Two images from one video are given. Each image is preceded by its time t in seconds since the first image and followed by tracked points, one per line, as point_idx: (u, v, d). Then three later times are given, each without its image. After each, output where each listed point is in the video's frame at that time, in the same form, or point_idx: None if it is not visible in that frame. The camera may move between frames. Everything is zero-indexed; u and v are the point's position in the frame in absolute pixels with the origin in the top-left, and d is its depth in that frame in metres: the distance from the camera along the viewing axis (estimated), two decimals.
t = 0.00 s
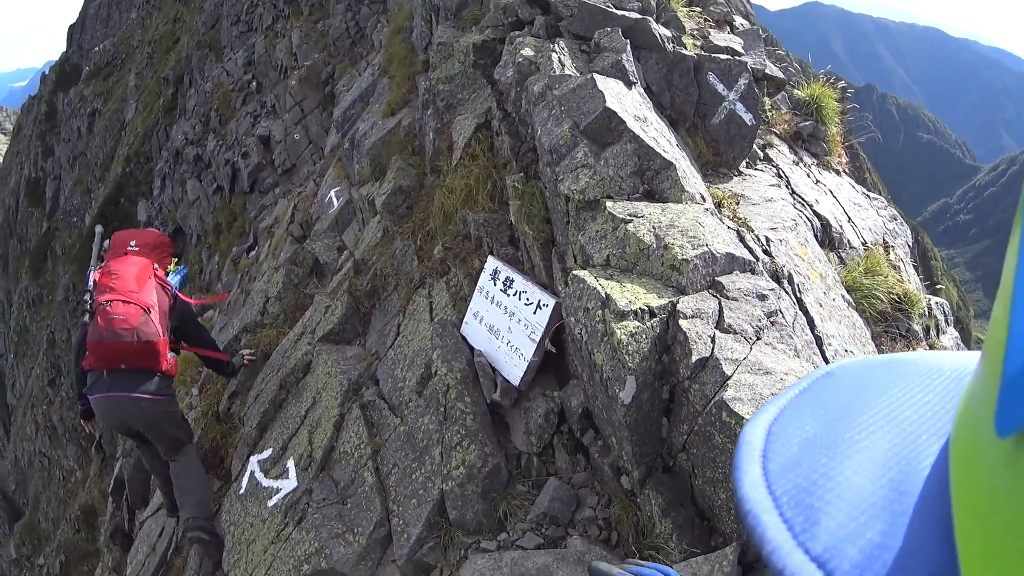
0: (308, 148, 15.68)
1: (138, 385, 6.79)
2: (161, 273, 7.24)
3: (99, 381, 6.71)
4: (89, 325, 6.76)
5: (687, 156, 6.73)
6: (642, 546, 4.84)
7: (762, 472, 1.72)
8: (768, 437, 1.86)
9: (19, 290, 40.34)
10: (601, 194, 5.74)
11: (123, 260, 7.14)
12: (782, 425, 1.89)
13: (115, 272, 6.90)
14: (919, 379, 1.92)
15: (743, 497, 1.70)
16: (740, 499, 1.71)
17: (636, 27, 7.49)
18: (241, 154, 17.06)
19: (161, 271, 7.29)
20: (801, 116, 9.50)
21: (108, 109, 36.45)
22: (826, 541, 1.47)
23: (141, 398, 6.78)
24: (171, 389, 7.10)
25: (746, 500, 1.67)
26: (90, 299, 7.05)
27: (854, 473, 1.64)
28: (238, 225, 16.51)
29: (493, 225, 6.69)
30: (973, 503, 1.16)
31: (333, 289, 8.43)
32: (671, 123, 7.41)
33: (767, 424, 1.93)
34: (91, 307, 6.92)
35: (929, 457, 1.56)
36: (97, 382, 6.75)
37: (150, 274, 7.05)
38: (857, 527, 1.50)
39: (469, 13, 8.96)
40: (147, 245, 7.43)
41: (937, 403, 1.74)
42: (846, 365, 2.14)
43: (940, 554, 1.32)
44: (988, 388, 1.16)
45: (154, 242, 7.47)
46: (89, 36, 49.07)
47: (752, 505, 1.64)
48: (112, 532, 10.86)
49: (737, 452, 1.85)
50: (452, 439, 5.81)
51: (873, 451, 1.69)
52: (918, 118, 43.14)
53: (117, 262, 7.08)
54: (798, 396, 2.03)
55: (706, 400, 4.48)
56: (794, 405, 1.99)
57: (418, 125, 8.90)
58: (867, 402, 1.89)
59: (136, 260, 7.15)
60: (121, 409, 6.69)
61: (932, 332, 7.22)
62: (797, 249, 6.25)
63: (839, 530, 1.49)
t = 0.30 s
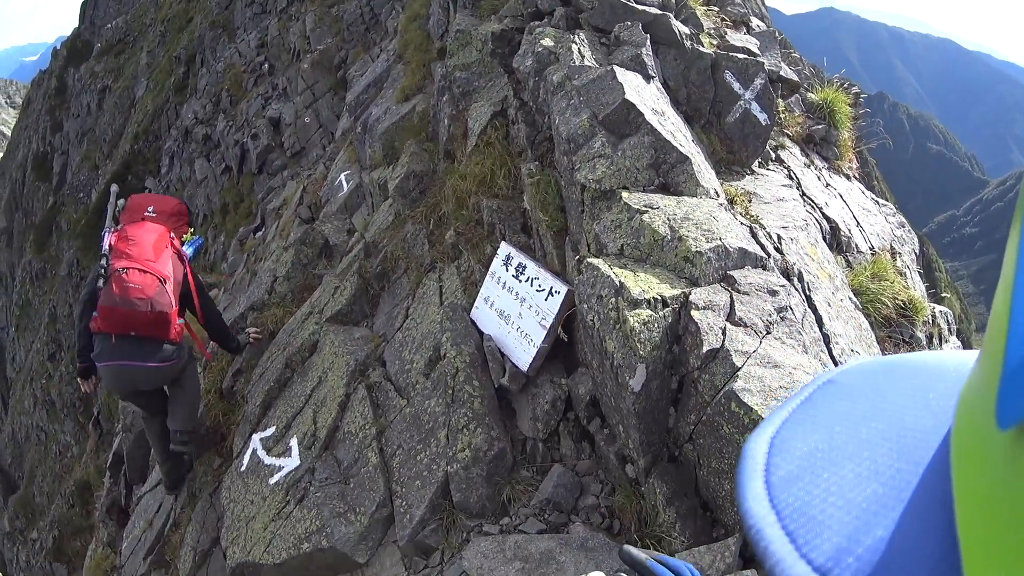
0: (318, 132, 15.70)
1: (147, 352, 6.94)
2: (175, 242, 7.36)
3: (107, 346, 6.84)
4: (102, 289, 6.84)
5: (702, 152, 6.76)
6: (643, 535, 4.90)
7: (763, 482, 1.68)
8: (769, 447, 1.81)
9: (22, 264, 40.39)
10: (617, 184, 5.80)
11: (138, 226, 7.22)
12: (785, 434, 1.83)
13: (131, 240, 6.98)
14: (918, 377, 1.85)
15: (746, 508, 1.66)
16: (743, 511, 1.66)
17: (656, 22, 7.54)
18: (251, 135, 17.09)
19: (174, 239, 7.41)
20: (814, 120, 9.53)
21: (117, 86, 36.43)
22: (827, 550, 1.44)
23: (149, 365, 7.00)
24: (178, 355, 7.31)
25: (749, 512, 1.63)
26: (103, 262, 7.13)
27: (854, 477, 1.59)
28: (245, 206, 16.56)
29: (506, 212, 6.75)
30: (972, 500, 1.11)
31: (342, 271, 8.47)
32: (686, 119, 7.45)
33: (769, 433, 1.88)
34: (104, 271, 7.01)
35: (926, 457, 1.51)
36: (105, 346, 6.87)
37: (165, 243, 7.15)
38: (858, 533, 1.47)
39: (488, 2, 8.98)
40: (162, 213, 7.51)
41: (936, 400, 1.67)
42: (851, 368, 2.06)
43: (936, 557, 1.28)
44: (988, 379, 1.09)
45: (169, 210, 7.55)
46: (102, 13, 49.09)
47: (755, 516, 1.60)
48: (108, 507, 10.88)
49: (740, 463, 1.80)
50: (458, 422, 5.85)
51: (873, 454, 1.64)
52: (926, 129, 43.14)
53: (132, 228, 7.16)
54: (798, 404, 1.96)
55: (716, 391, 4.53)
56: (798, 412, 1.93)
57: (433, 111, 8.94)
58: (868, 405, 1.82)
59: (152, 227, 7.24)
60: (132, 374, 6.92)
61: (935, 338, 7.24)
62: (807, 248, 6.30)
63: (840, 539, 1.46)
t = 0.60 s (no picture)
0: (325, 120, 15.71)
1: (149, 335, 7.11)
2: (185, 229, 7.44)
3: (112, 326, 6.98)
4: (109, 269, 6.90)
5: (705, 148, 6.74)
6: (636, 527, 4.91)
7: (767, 469, 1.66)
8: (773, 434, 1.79)
9: (26, 245, 40.53)
10: (619, 176, 5.78)
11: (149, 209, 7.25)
12: (788, 422, 1.81)
13: (142, 225, 7.01)
14: (924, 369, 1.82)
15: (748, 496, 1.64)
16: (745, 499, 1.64)
17: (665, 18, 7.53)
18: (259, 122, 17.14)
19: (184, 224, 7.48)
20: (821, 120, 9.49)
21: (126, 70, 36.44)
22: (829, 540, 1.41)
23: (151, 347, 7.19)
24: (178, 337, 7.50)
25: (751, 499, 1.61)
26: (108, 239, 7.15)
27: (857, 468, 1.57)
28: (250, 193, 16.58)
29: (509, 203, 6.78)
30: (972, 498, 1.08)
31: (344, 258, 8.50)
32: (691, 115, 7.45)
33: (772, 421, 1.86)
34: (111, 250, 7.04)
35: (932, 448, 1.48)
36: (109, 325, 7.01)
37: (176, 230, 7.22)
38: (860, 525, 1.44)
39: None
40: (173, 194, 7.52)
41: (942, 391, 1.64)
42: (853, 359, 2.05)
43: (942, 552, 1.24)
44: (989, 374, 1.06)
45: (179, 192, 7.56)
46: None
47: (758, 504, 1.58)
48: (106, 488, 10.96)
49: (743, 449, 1.78)
50: (455, 410, 5.86)
51: (876, 444, 1.61)
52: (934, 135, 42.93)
53: (144, 211, 7.18)
54: (803, 393, 1.94)
55: (711, 384, 4.55)
56: (800, 402, 1.91)
57: (439, 101, 8.95)
58: (873, 396, 1.79)
59: (163, 211, 7.28)
60: (134, 355, 7.11)
61: (934, 342, 7.21)
62: (808, 247, 6.30)
63: (842, 529, 1.43)
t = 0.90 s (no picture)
0: (328, 114, 15.73)
1: (150, 334, 7.28)
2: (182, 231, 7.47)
3: (112, 326, 7.10)
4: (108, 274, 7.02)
5: (703, 146, 6.75)
6: (626, 522, 4.92)
7: (765, 469, 1.66)
8: (772, 434, 1.79)
9: (29, 236, 40.67)
10: (614, 173, 5.79)
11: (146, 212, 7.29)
12: (788, 421, 1.81)
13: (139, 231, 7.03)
14: (924, 369, 1.81)
15: (745, 495, 1.63)
16: (742, 498, 1.64)
17: (664, 15, 7.53)
18: (262, 115, 17.18)
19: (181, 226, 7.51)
20: (822, 120, 9.47)
21: (130, 61, 36.47)
22: (825, 539, 1.41)
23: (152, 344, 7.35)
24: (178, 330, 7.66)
25: (748, 498, 1.61)
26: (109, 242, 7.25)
27: (855, 468, 1.56)
28: (252, 185, 16.62)
29: (507, 199, 6.80)
30: (970, 498, 1.09)
31: (342, 252, 8.52)
32: (690, 113, 7.45)
33: (771, 420, 1.86)
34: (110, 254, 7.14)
35: (931, 449, 1.48)
36: (110, 325, 7.18)
37: (173, 234, 7.25)
38: (856, 525, 1.43)
39: None
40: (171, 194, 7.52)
41: (942, 392, 1.64)
42: (852, 358, 2.05)
43: (934, 552, 1.24)
44: (988, 376, 1.08)
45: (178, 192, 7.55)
46: None
47: (755, 502, 1.58)
48: (103, 477, 11.01)
49: (741, 447, 1.78)
50: (448, 402, 5.89)
51: (875, 445, 1.60)
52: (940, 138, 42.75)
53: (142, 215, 7.21)
54: (803, 391, 1.94)
55: (701, 379, 4.56)
56: (800, 400, 1.91)
57: (440, 96, 8.96)
58: (872, 396, 1.79)
59: (161, 215, 7.29)
60: (135, 352, 7.28)
61: (931, 343, 7.20)
62: (805, 246, 6.31)
63: (839, 529, 1.42)
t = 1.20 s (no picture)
0: (329, 114, 15.75)
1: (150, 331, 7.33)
2: (171, 226, 7.48)
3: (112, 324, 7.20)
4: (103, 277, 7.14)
5: (703, 145, 6.74)
6: (625, 522, 4.91)
7: (759, 462, 1.66)
8: (767, 428, 1.79)
9: (31, 236, 40.74)
10: (614, 172, 5.79)
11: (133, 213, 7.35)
12: (783, 416, 1.81)
13: (126, 231, 7.16)
14: (920, 367, 1.82)
15: (739, 488, 1.64)
16: (736, 492, 1.64)
17: (664, 15, 7.52)
18: (264, 115, 17.21)
19: (171, 221, 7.51)
20: (822, 119, 9.46)
21: (131, 61, 36.51)
22: (819, 535, 1.42)
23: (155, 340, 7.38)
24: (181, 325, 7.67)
25: (741, 491, 1.61)
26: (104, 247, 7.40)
27: (849, 464, 1.57)
28: (254, 186, 16.65)
29: (507, 198, 6.80)
30: (963, 496, 1.10)
31: (343, 252, 8.54)
32: (690, 113, 7.44)
33: (766, 414, 1.86)
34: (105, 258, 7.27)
35: (925, 447, 1.49)
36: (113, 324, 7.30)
37: (159, 230, 7.27)
38: (850, 521, 1.44)
39: None
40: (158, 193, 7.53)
41: (938, 389, 1.65)
42: (848, 356, 2.05)
43: (929, 550, 1.25)
44: (982, 377, 1.10)
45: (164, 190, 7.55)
46: None
47: (749, 495, 1.58)
48: (104, 477, 11.03)
49: (736, 441, 1.78)
50: (447, 402, 5.89)
51: (869, 440, 1.61)
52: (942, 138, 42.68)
53: (129, 216, 7.33)
54: (798, 386, 1.94)
55: (700, 378, 4.56)
56: (795, 395, 1.91)
57: (440, 96, 8.96)
58: (867, 392, 1.80)
59: (146, 213, 7.36)
60: (139, 349, 7.36)
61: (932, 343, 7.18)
62: (805, 245, 6.31)
63: (834, 525, 1.43)
